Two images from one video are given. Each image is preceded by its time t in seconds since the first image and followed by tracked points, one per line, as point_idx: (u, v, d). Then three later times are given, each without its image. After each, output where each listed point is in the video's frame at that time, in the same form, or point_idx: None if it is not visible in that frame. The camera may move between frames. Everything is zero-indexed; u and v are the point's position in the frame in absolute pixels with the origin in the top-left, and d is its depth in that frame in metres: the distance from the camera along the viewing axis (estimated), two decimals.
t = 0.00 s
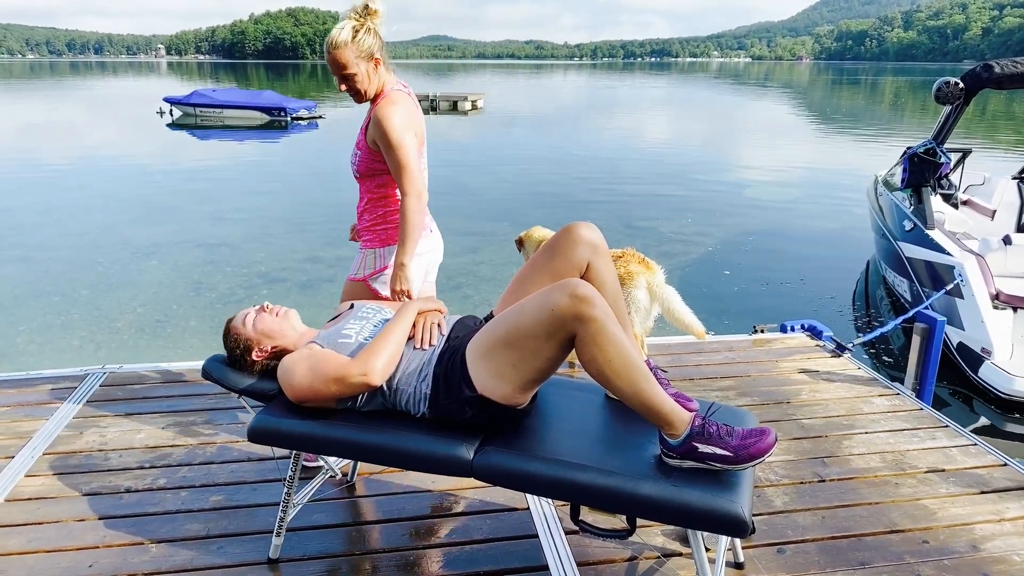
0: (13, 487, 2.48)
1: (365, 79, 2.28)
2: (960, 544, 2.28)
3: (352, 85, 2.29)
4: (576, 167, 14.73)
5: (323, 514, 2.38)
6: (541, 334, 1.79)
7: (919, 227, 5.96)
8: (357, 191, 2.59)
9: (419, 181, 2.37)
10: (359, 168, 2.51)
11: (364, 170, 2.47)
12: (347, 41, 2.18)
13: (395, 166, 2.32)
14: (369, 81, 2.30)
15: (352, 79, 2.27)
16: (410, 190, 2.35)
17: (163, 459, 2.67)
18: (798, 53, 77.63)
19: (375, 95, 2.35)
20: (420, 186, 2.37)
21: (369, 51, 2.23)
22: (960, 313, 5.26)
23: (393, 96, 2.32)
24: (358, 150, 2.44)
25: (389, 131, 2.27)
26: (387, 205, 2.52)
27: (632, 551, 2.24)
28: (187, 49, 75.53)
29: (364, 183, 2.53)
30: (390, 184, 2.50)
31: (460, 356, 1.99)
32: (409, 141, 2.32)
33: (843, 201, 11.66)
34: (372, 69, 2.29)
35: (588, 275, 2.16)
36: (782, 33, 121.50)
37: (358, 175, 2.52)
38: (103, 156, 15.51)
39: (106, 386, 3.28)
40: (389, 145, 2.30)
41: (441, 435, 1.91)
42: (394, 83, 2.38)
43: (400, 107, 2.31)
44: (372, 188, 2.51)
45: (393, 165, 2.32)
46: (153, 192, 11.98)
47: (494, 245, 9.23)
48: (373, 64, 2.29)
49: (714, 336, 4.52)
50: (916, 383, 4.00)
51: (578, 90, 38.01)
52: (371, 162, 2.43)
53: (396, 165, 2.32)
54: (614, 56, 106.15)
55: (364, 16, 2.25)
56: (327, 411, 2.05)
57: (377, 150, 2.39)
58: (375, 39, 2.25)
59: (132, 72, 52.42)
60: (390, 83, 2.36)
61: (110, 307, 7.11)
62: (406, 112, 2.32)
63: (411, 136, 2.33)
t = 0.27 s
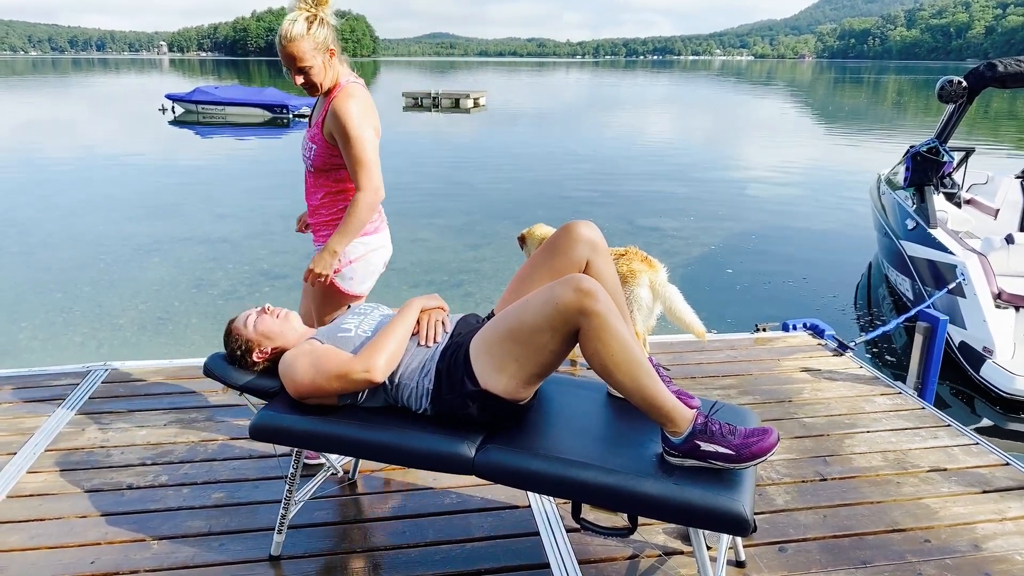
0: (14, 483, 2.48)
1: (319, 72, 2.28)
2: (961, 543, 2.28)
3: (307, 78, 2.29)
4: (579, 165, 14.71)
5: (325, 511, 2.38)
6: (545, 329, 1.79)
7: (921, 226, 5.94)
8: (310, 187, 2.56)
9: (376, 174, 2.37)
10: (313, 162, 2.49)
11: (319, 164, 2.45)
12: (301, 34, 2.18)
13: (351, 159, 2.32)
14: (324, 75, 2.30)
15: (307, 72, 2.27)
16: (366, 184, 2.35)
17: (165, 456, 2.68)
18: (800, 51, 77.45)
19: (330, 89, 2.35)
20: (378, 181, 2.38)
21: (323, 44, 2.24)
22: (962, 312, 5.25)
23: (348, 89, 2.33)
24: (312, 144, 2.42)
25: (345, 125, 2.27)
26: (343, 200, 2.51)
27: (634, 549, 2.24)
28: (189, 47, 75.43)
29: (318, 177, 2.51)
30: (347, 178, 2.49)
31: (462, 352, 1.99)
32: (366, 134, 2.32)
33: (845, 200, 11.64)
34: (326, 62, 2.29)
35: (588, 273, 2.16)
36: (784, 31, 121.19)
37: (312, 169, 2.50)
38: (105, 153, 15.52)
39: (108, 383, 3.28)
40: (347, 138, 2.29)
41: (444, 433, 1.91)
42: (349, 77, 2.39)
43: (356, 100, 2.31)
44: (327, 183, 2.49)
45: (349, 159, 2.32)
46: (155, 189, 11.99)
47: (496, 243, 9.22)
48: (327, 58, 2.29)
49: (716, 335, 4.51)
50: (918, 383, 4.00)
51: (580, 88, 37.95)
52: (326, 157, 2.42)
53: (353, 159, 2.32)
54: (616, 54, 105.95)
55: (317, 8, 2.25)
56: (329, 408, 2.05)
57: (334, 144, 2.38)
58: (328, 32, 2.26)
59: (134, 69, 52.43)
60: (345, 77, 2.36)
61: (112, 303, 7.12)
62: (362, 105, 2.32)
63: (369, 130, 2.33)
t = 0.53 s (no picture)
0: (17, 483, 2.49)
1: (290, 74, 2.27)
2: (963, 545, 2.27)
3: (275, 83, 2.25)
4: (581, 166, 14.71)
5: (327, 512, 2.38)
6: (548, 329, 1.79)
7: (923, 228, 5.94)
8: (273, 195, 2.48)
9: (359, 171, 2.43)
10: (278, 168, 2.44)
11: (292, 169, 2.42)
12: (274, 40, 2.16)
13: (337, 159, 2.37)
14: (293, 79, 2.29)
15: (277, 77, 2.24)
16: (354, 178, 2.41)
17: (167, 456, 2.68)
18: (802, 52, 77.40)
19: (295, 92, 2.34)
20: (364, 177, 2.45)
21: (292, 47, 2.24)
22: (964, 313, 5.24)
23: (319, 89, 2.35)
24: (284, 149, 2.38)
25: (328, 125, 2.31)
26: (319, 201, 2.50)
27: (635, 550, 2.23)
28: (191, 47, 75.51)
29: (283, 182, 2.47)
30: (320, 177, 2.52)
31: (464, 351, 1.99)
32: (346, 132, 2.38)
33: (847, 201, 11.63)
34: (294, 65, 2.28)
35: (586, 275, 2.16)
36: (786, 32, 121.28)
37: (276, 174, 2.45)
38: (107, 153, 15.54)
39: (110, 383, 3.28)
40: (330, 139, 2.33)
41: (446, 434, 1.91)
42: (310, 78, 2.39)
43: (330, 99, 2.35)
44: (300, 188, 2.45)
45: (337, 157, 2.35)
46: (158, 189, 12.01)
47: (497, 244, 9.21)
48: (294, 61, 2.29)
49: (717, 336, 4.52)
50: (919, 384, 3.99)
51: (582, 89, 37.96)
52: (301, 159, 2.41)
53: (337, 159, 2.37)
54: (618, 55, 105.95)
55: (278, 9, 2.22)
56: (333, 407, 2.05)
57: (312, 145, 2.40)
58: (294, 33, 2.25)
59: (136, 69, 52.48)
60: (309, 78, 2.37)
61: (114, 303, 7.13)
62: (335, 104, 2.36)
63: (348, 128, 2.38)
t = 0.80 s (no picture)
0: (34, 479, 2.51)
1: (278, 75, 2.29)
2: (979, 549, 2.24)
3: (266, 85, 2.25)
4: (593, 165, 14.67)
5: (338, 510, 2.39)
6: (561, 328, 1.79)
7: (940, 228, 5.86)
8: (261, 196, 2.45)
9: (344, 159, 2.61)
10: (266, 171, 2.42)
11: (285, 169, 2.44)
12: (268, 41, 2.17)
13: (331, 149, 2.52)
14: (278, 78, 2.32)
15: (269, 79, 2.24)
16: (345, 165, 2.60)
17: (181, 453, 2.70)
18: (817, 51, 76.69)
19: (275, 92, 2.36)
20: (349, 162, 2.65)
21: (277, 47, 2.26)
22: (980, 314, 5.16)
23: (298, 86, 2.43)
24: (277, 147, 2.39)
25: (322, 118, 2.45)
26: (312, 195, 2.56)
27: (647, 551, 2.22)
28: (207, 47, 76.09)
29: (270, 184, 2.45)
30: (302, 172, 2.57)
31: (477, 351, 1.99)
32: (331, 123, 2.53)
33: (862, 201, 11.51)
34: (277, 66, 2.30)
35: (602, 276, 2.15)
36: (801, 30, 120.30)
37: (264, 177, 2.43)
38: (124, 152, 15.69)
39: (125, 380, 3.32)
40: (324, 130, 2.47)
41: (457, 433, 1.91)
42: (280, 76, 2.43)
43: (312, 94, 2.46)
44: (293, 183, 2.49)
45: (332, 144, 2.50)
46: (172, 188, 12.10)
47: (509, 243, 9.20)
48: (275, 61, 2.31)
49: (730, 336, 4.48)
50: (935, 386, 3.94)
51: (595, 88, 37.82)
52: (294, 156, 2.46)
53: (332, 149, 2.52)
54: (631, 53, 105.52)
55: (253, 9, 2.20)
56: (345, 407, 2.05)
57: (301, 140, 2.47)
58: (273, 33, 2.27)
59: (152, 69, 52.93)
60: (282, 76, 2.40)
61: (129, 301, 7.20)
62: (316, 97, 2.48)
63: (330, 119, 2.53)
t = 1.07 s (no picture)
0: (51, 477, 2.54)
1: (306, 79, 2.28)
2: (998, 559, 2.19)
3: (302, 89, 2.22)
4: (606, 167, 14.64)
5: (351, 511, 2.39)
6: (577, 331, 1.78)
7: (957, 233, 5.77)
8: (273, 200, 2.38)
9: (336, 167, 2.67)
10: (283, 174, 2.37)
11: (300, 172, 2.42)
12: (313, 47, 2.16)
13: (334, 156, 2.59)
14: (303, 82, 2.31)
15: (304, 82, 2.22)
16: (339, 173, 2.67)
17: (196, 453, 2.71)
18: (833, 54, 76.13)
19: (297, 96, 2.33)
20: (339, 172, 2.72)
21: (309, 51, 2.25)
22: (998, 320, 5.08)
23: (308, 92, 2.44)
24: (298, 151, 2.37)
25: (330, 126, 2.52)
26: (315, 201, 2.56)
27: (659, 557, 2.20)
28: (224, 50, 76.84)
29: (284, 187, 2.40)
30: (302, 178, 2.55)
31: (492, 354, 1.98)
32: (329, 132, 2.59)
33: (878, 205, 11.40)
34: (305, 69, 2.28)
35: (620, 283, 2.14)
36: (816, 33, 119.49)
37: (279, 181, 2.37)
38: (141, 153, 15.86)
39: (141, 380, 3.34)
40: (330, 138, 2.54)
41: (471, 436, 1.90)
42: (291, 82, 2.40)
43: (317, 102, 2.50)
44: (303, 189, 2.47)
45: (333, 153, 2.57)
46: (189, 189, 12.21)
47: (521, 245, 9.20)
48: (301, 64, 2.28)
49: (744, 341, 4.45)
50: (953, 393, 3.88)
51: (609, 90, 37.78)
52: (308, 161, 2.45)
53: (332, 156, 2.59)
54: (645, 56, 105.27)
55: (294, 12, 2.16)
56: (360, 409, 2.05)
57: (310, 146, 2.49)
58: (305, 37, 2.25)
59: (172, 71, 53.54)
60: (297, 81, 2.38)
61: (145, 301, 7.27)
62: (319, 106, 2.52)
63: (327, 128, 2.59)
